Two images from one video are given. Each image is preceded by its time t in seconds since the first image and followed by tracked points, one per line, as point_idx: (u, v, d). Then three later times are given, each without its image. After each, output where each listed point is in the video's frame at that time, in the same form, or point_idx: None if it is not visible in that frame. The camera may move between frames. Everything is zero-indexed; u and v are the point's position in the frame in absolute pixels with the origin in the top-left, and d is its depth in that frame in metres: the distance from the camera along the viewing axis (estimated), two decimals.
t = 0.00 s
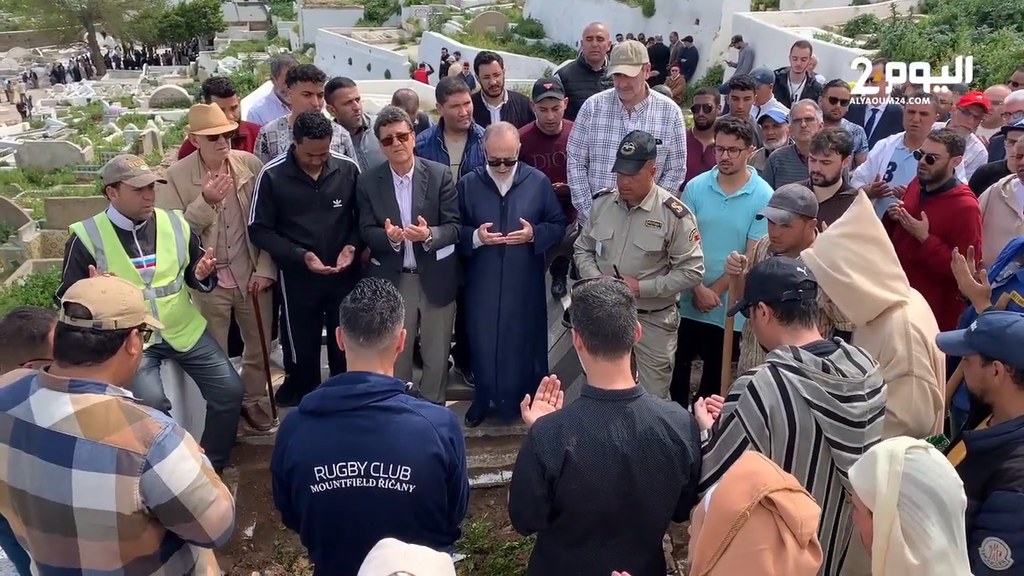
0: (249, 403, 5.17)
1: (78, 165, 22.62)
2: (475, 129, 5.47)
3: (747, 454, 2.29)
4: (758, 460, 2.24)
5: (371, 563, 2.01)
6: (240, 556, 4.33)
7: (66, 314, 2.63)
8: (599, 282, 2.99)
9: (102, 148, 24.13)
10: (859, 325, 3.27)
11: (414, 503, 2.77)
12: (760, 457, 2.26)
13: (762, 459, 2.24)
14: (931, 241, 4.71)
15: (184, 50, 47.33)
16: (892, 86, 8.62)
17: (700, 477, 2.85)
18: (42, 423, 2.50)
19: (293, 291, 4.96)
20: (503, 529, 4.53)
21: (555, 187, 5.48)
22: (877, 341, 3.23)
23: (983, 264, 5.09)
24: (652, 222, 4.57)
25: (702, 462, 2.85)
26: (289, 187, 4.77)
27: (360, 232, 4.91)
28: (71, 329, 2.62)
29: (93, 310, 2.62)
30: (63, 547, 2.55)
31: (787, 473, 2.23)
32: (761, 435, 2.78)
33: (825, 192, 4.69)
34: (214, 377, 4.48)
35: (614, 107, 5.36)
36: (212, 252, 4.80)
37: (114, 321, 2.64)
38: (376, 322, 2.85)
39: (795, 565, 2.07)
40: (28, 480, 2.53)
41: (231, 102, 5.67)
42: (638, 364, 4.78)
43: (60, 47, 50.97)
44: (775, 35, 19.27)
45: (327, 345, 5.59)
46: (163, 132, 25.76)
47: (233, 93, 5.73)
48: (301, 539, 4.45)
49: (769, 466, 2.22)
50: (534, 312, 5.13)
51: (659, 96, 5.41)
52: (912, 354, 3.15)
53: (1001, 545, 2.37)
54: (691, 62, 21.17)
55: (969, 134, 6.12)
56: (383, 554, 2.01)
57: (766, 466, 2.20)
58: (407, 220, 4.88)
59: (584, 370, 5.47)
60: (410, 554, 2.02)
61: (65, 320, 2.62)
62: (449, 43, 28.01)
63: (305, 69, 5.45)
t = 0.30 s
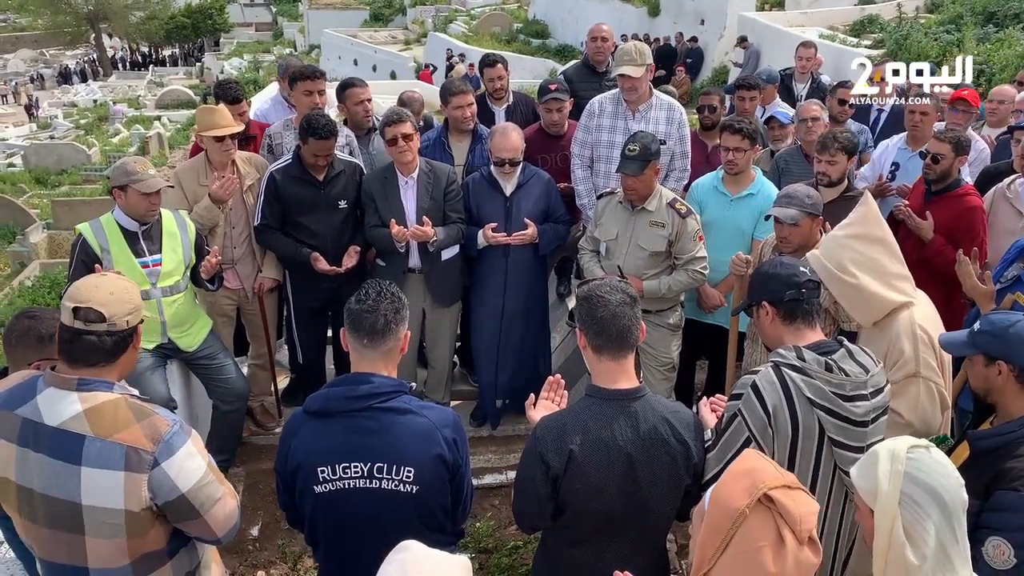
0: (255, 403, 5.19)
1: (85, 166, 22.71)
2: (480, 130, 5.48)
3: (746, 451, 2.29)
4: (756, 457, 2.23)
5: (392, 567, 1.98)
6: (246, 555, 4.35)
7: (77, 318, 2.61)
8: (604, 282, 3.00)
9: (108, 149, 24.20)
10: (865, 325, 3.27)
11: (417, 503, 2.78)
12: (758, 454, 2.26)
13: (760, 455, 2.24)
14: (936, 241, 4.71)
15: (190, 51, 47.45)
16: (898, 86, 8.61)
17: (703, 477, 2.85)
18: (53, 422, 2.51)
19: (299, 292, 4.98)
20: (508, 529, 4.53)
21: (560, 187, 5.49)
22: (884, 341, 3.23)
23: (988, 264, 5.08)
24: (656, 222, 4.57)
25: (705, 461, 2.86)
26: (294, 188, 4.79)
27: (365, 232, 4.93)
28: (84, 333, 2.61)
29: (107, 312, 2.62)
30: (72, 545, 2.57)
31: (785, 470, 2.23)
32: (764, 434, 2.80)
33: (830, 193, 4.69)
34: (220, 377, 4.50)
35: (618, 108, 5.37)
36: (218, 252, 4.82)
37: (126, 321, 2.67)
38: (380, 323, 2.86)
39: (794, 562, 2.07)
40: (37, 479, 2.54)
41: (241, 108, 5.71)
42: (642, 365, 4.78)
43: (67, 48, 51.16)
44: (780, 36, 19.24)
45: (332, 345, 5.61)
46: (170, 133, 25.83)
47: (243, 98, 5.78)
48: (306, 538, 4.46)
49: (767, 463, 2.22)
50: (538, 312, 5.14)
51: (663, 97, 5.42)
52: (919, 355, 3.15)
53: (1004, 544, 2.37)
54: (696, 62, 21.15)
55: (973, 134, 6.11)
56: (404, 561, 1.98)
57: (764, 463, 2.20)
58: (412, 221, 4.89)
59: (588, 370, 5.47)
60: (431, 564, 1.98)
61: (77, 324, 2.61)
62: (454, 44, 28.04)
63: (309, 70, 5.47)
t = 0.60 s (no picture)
0: (259, 402, 5.20)
1: (90, 166, 22.78)
2: (483, 130, 5.49)
3: (743, 449, 2.29)
4: (754, 455, 2.23)
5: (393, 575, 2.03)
6: (249, 554, 4.36)
7: (82, 326, 2.54)
8: (606, 280, 3.00)
9: (114, 149, 24.27)
10: (869, 324, 3.27)
11: (420, 503, 2.79)
12: (756, 452, 2.26)
13: (758, 454, 2.24)
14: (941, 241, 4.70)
15: (196, 52, 47.56)
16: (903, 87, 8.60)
17: (705, 475, 2.85)
18: (64, 418, 2.51)
19: (303, 291, 4.99)
20: (511, 528, 4.53)
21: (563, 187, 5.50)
22: (888, 341, 3.22)
23: (992, 265, 5.07)
24: (660, 222, 4.57)
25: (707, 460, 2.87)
26: (299, 188, 4.80)
27: (370, 232, 4.94)
28: (91, 339, 2.55)
29: (113, 314, 2.58)
30: (84, 539, 2.57)
31: (784, 467, 2.23)
32: (766, 433, 2.79)
33: (833, 193, 4.68)
34: (223, 375, 4.51)
35: (622, 108, 5.37)
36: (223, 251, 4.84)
37: (129, 316, 2.65)
38: (384, 323, 2.87)
39: (794, 559, 2.07)
40: (47, 475, 2.54)
41: (251, 111, 5.73)
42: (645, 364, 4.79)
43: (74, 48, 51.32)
44: (785, 36, 19.21)
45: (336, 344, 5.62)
46: (175, 133, 25.89)
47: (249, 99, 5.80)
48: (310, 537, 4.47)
49: (765, 461, 2.22)
50: (542, 312, 5.14)
51: (666, 97, 5.42)
52: (923, 355, 3.15)
53: (1005, 545, 2.37)
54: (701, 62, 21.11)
55: (977, 134, 6.10)
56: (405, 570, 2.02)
57: (762, 461, 2.20)
58: (416, 220, 4.90)
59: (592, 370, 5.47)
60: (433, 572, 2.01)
61: (84, 332, 2.54)
62: (459, 45, 28.08)
63: (313, 69, 5.48)
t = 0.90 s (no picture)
0: (260, 400, 5.21)
1: (92, 165, 22.80)
2: (484, 129, 5.49)
3: (741, 446, 2.29)
4: (753, 451, 2.24)
5: None
6: (250, 552, 4.37)
7: (73, 327, 2.53)
8: (606, 279, 3.00)
9: (116, 148, 24.29)
10: (870, 321, 3.27)
11: (422, 501, 2.79)
12: (754, 448, 2.26)
13: (757, 450, 2.24)
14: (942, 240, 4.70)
15: (197, 51, 47.58)
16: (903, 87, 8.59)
17: (704, 473, 2.86)
18: (65, 418, 2.51)
19: (303, 290, 5.00)
20: (511, 527, 4.53)
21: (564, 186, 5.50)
22: (889, 339, 3.22)
23: (993, 264, 5.07)
24: (661, 221, 4.57)
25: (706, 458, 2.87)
26: (299, 187, 4.80)
27: (371, 230, 4.94)
28: (84, 339, 2.55)
29: (104, 312, 2.58)
30: (89, 537, 2.57)
31: (782, 464, 2.24)
32: (765, 430, 2.79)
33: (833, 192, 4.67)
34: (224, 374, 4.51)
35: (622, 107, 5.37)
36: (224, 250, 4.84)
37: (119, 313, 2.65)
38: (386, 322, 2.87)
39: (792, 556, 2.08)
40: (50, 474, 2.54)
41: (253, 111, 5.74)
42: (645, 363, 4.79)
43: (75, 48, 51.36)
44: (786, 35, 19.20)
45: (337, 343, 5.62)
46: (177, 132, 25.91)
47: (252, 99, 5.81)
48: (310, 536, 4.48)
49: (764, 457, 2.22)
50: (542, 311, 5.15)
51: (667, 96, 5.42)
52: (924, 354, 3.15)
53: (1005, 543, 2.37)
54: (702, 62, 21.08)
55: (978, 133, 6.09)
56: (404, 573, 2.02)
57: (761, 457, 2.21)
58: (417, 219, 4.91)
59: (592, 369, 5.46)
60: None
61: (76, 333, 2.54)
62: (460, 44, 28.09)
63: (313, 67, 5.48)
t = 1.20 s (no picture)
0: (253, 402, 5.20)
1: (85, 167, 22.73)
2: (477, 130, 5.49)
3: (734, 444, 2.30)
4: (746, 450, 2.25)
5: None
6: (244, 554, 4.35)
7: (60, 333, 2.53)
8: (600, 278, 3.01)
9: (109, 149, 24.22)
10: (861, 318, 3.28)
11: (415, 501, 2.79)
12: (747, 447, 2.27)
13: (749, 449, 2.25)
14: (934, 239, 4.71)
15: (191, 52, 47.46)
16: (895, 87, 8.62)
17: (697, 473, 2.86)
18: (53, 424, 2.51)
19: (296, 292, 4.99)
20: (505, 528, 4.53)
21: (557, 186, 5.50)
22: (880, 337, 3.23)
23: (985, 263, 5.09)
24: (654, 222, 4.57)
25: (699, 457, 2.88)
26: (292, 189, 4.79)
27: (364, 231, 4.93)
28: (71, 344, 2.55)
29: (89, 315, 2.58)
30: (78, 542, 2.55)
31: (775, 463, 2.24)
32: (758, 429, 2.80)
33: (824, 192, 4.68)
34: (217, 376, 4.50)
35: (614, 108, 5.38)
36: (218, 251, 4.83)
37: (104, 315, 2.65)
38: (380, 322, 2.87)
39: (782, 554, 2.08)
40: (39, 479, 2.53)
41: (247, 112, 5.73)
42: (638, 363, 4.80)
43: (68, 49, 51.18)
44: (779, 36, 19.25)
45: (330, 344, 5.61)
46: (170, 134, 25.84)
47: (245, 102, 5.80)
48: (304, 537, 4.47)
49: (756, 456, 2.23)
50: (536, 311, 5.15)
51: (659, 96, 5.43)
52: (915, 351, 3.16)
53: (995, 541, 2.39)
54: (695, 62, 21.11)
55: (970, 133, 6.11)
56: None
57: (753, 456, 2.22)
58: (411, 219, 4.90)
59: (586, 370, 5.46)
60: None
61: (64, 339, 2.53)
62: (454, 45, 28.11)
63: (305, 69, 5.48)
